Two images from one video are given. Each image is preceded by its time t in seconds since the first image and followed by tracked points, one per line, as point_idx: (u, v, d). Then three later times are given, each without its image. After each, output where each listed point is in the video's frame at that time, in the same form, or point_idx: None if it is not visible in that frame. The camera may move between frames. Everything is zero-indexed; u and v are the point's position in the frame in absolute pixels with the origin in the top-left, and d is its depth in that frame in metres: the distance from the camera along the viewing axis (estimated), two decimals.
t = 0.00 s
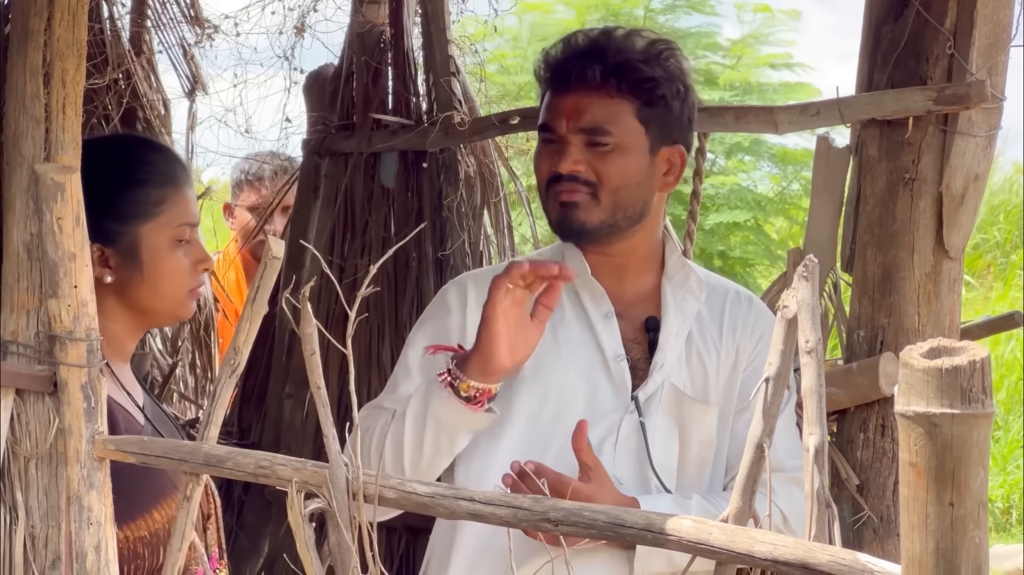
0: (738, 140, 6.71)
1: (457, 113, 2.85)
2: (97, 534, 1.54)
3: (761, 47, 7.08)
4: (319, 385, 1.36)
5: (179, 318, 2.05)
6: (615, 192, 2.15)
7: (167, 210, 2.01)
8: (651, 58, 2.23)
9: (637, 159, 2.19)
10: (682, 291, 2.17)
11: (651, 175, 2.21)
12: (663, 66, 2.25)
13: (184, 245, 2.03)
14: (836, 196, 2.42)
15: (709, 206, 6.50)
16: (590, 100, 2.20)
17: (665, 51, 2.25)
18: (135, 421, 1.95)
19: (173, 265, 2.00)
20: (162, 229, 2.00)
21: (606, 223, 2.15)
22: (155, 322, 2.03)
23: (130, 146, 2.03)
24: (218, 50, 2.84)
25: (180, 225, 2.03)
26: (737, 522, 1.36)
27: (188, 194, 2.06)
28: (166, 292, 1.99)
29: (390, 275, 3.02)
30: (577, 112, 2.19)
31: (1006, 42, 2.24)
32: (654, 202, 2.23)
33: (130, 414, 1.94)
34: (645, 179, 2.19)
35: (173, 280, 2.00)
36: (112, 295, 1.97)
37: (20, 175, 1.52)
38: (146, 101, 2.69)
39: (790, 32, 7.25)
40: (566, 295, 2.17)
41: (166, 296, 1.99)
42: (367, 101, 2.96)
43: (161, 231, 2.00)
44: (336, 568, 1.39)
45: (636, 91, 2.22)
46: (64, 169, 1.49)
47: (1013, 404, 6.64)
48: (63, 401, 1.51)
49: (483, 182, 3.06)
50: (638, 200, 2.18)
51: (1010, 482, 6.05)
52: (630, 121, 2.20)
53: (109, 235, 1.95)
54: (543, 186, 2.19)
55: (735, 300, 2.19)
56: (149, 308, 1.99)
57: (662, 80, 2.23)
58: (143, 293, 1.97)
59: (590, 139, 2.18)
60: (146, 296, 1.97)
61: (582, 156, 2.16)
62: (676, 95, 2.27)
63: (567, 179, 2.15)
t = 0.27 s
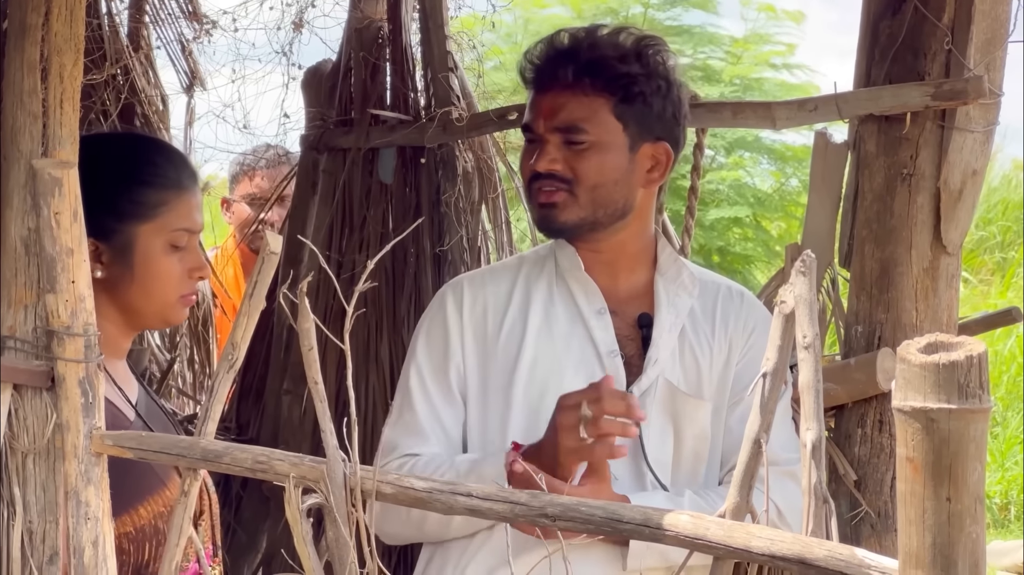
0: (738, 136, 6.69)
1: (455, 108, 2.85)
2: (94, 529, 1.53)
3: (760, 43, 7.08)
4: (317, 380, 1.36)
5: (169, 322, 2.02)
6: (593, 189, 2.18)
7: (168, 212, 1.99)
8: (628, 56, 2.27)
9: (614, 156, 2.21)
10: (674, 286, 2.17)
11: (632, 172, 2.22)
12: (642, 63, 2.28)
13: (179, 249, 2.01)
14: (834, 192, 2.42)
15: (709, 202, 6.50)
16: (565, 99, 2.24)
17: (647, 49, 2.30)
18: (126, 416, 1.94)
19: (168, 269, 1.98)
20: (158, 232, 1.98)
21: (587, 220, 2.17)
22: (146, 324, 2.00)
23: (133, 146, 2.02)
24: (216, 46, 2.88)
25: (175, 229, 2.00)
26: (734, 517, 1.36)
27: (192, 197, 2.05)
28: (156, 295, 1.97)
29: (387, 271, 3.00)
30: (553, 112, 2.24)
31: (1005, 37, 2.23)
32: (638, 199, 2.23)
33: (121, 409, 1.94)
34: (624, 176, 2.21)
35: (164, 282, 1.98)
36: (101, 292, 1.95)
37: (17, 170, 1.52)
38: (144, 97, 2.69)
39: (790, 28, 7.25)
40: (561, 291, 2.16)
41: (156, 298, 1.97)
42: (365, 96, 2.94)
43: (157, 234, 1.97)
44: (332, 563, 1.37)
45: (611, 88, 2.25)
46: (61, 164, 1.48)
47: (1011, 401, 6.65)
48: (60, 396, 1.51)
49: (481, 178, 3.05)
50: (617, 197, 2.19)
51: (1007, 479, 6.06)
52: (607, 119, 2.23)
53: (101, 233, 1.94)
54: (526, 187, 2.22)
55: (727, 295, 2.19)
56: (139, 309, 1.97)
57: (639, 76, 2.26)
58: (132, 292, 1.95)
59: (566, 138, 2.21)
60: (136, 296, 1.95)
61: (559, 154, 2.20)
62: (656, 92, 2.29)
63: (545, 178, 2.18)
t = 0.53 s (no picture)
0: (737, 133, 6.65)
1: (454, 105, 2.85)
2: (94, 525, 1.54)
3: (760, 40, 7.08)
4: (316, 375, 1.36)
5: (160, 323, 1.98)
6: (602, 190, 2.17)
7: (169, 213, 1.96)
8: (630, 54, 2.25)
9: (621, 156, 2.20)
10: (673, 284, 2.17)
11: (638, 170, 2.22)
12: (643, 59, 2.26)
13: (176, 251, 1.98)
14: (832, 188, 2.43)
15: (709, 198, 6.49)
16: (571, 99, 2.21)
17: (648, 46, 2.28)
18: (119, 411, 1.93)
19: (161, 270, 1.95)
20: (152, 232, 1.94)
21: (596, 222, 2.17)
22: (138, 325, 1.97)
23: (137, 142, 2.01)
24: (215, 42, 2.82)
25: (173, 231, 1.97)
26: (733, 513, 1.37)
27: (195, 199, 2.02)
28: (147, 295, 1.93)
29: (387, 267, 3.02)
30: (559, 113, 2.21)
31: (1003, 34, 2.23)
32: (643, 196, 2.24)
33: (115, 404, 1.93)
34: (631, 175, 2.20)
35: (156, 283, 1.94)
36: (94, 289, 1.93)
37: (16, 166, 1.51)
38: (144, 92, 2.69)
39: (789, 25, 7.25)
40: (560, 288, 2.16)
41: (146, 298, 1.94)
42: (364, 93, 2.96)
43: (153, 235, 1.95)
44: (332, 559, 1.38)
45: (617, 86, 2.23)
46: (61, 160, 1.49)
47: (1010, 397, 6.65)
48: (59, 392, 1.51)
49: (480, 174, 3.04)
50: (626, 197, 2.19)
51: (1006, 475, 6.06)
52: (613, 118, 2.22)
53: (96, 231, 1.92)
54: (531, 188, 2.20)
55: (727, 292, 2.19)
56: (131, 308, 1.93)
57: (643, 74, 2.25)
58: (123, 291, 1.92)
59: (574, 139, 2.19)
60: (126, 293, 1.92)
61: (568, 156, 2.18)
62: (658, 89, 2.28)
63: (554, 181, 2.17)
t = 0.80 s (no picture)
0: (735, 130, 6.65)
1: (453, 103, 2.86)
2: (93, 522, 1.54)
3: (758, 38, 7.08)
4: (316, 373, 1.36)
5: (155, 324, 1.97)
6: (622, 199, 2.15)
7: (171, 215, 1.96)
8: (650, 63, 2.21)
9: (639, 164, 2.18)
10: (673, 282, 2.17)
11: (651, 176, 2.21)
12: (657, 65, 2.23)
13: (176, 253, 1.97)
14: (832, 185, 2.43)
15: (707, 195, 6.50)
16: (593, 107, 2.17)
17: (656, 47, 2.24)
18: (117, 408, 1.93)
19: (159, 271, 1.94)
20: (150, 233, 1.93)
21: (612, 230, 2.15)
22: (133, 325, 1.96)
23: (143, 146, 2.00)
24: (215, 39, 2.81)
25: (173, 233, 1.96)
26: (731, 510, 1.37)
27: (199, 203, 2.01)
28: (144, 295, 1.92)
29: (386, 264, 3.02)
30: (582, 122, 2.16)
31: (1002, 31, 2.23)
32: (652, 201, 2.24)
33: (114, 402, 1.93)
34: (646, 183, 2.19)
35: (154, 284, 1.93)
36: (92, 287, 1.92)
37: (16, 163, 1.51)
38: (143, 90, 2.71)
39: (787, 22, 7.25)
40: (560, 286, 2.17)
41: (142, 299, 1.92)
42: (364, 90, 2.96)
43: (153, 236, 1.94)
44: (331, 556, 1.39)
45: (637, 96, 2.20)
46: (61, 158, 1.49)
47: (1009, 395, 6.65)
48: (59, 389, 1.51)
49: (479, 172, 3.05)
50: (643, 204, 2.18)
51: (1005, 472, 6.06)
52: (633, 127, 2.19)
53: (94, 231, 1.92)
54: (547, 194, 2.16)
55: (726, 290, 2.19)
56: (127, 308, 1.92)
57: (661, 82, 2.22)
58: (120, 290, 1.91)
59: (595, 148, 2.15)
60: (122, 293, 1.91)
61: (589, 165, 2.14)
62: (672, 92, 2.26)
63: (574, 190, 2.13)
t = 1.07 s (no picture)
0: (732, 129, 6.68)
1: (453, 100, 2.85)
2: (93, 520, 1.54)
3: (757, 36, 7.08)
4: (315, 371, 1.36)
5: (152, 326, 1.97)
6: (664, 201, 2.14)
7: (174, 217, 1.96)
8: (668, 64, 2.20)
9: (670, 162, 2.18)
10: (674, 282, 2.16)
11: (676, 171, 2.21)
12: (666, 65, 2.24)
13: (177, 255, 1.96)
14: (831, 183, 2.43)
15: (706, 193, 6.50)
16: (634, 114, 2.13)
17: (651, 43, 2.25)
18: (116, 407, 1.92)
19: (159, 272, 1.93)
20: (154, 235, 1.93)
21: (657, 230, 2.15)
22: (131, 326, 1.96)
23: (149, 145, 2.01)
24: (215, 38, 2.79)
25: (175, 236, 1.96)
26: (731, 509, 1.37)
27: (203, 209, 2.01)
28: (142, 296, 1.92)
29: (386, 261, 3.02)
30: (625, 129, 2.12)
31: (1001, 30, 2.24)
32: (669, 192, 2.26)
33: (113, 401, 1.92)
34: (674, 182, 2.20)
35: (154, 285, 1.93)
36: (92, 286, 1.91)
37: (16, 162, 1.51)
38: (143, 89, 2.73)
39: (786, 20, 7.25)
40: (562, 285, 2.18)
41: (140, 300, 1.92)
42: (364, 88, 2.96)
43: (154, 237, 1.94)
44: (332, 554, 1.38)
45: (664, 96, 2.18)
46: (61, 156, 1.49)
47: (1008, 392, 6.64)
48: (59, 388, 1.52)
49: (479, 170, 3.06)
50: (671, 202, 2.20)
51: (1005, 470, 6.05)
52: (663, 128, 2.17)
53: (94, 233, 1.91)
54: (591, 204, 2.13)
55: (726, 289, 2.19)
56: (126, 309, 1.92)
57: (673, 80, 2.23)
58: (119, 290, 1.91)
59: (636, 153, 2.12)
60: (120, 293, 1.91)
61: (634, 171, 2.11)
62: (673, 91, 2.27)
63: (624, 199, 2.11)
